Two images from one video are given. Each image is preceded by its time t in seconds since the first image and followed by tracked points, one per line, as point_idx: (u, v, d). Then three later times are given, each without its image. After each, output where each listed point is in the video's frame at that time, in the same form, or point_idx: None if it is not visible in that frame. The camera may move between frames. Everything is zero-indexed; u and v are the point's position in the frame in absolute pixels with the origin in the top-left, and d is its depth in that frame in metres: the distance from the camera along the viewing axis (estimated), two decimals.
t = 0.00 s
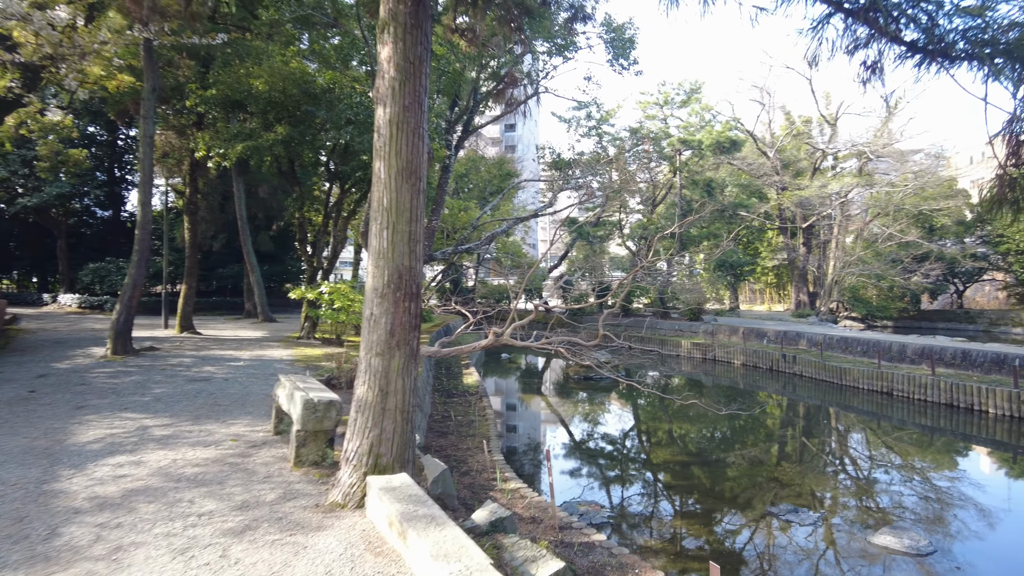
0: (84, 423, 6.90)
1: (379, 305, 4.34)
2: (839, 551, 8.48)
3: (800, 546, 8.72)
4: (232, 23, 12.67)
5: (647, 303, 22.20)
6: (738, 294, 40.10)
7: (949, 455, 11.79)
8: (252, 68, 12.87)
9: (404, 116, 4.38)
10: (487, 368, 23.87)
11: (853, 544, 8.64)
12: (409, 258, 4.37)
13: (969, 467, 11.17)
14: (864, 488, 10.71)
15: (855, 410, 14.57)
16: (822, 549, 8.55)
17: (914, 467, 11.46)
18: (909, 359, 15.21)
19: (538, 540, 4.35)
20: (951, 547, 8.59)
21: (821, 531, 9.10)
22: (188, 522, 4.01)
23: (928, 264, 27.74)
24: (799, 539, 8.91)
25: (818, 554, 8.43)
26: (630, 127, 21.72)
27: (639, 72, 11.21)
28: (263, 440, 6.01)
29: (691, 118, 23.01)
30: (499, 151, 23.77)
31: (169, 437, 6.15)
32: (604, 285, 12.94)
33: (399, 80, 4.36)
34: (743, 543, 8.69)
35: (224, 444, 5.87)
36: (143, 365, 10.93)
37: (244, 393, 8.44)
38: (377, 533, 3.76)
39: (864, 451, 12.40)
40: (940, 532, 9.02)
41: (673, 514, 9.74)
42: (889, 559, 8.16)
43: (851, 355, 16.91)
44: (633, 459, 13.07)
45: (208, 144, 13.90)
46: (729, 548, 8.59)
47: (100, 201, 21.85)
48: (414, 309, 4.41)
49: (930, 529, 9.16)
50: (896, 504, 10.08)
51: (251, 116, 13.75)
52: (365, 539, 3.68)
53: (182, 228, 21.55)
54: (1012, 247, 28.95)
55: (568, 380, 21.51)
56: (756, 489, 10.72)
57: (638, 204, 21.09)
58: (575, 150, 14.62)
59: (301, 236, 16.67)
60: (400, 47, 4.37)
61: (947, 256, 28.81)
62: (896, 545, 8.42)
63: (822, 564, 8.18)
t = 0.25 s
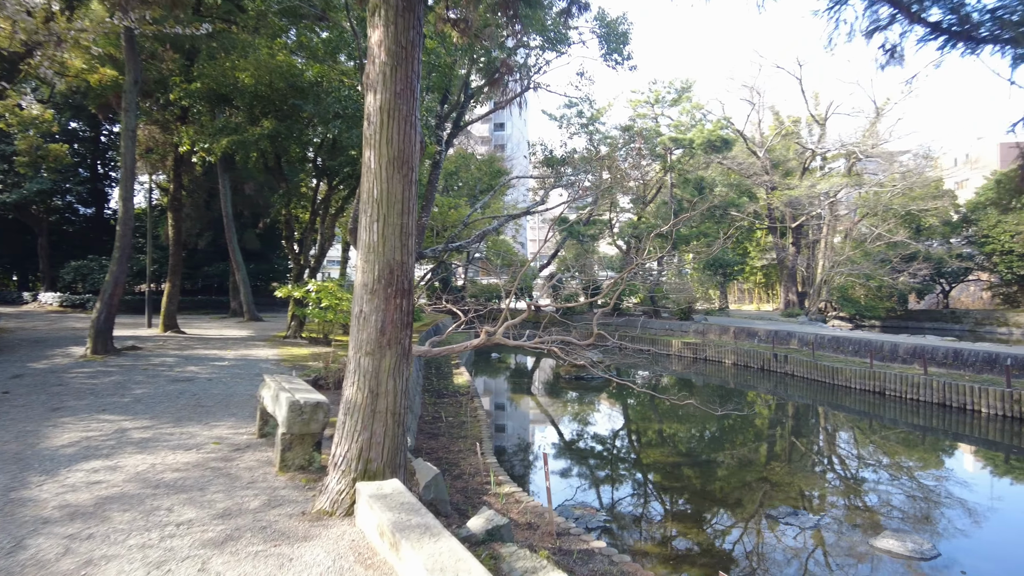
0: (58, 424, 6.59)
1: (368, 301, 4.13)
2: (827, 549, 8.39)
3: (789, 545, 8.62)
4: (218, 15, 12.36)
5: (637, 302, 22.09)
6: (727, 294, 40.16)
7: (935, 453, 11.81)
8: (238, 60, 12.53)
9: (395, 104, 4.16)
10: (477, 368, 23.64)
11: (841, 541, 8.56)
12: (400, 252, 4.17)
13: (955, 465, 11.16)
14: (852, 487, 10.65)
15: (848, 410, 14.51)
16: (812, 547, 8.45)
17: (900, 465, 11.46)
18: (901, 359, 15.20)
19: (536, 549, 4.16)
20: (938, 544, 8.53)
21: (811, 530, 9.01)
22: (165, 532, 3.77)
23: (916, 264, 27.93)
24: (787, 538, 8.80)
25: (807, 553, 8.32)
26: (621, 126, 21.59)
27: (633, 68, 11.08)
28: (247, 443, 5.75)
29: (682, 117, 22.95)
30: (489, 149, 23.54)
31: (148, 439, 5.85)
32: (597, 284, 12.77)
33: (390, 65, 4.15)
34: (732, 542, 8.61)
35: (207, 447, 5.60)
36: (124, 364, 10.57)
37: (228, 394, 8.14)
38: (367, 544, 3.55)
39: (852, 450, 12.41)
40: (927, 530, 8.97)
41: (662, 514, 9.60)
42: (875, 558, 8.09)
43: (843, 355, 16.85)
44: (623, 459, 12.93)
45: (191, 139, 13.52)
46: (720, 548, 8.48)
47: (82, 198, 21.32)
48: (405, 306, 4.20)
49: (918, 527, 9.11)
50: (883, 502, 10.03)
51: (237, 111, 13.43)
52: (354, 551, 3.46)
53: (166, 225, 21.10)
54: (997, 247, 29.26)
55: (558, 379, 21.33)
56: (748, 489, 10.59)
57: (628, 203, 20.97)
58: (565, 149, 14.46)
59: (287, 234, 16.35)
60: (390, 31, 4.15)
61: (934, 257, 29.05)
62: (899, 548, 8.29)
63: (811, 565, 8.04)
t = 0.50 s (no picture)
0: (35, 430, 6.31)
1: (364, 304, 3.94)
2: (816, 549, 8.33)
3: (777, 544, 8.55)
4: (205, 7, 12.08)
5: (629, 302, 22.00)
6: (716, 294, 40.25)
7: (921, 453, 11.87)
8: (226, 55, 12.23)
9: (393, 97, 3.97)
10: (466, 368, 23.43)
11: (824, 538, 8.63)
12: (398, 253, 3.98)
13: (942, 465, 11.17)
14: (841, 487, 10.61)
15: (840, 411, 14.49)
16: (800, 548, 8.37)
17: (887, 465, 11.47)
18: (894, 360, 15.23)
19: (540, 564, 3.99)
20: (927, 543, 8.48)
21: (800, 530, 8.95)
22: (149, 551, 3.54)
23: (904, 265, 28.11)
24: (773, 536, 8.80)
25: (796, 553, 8.25)
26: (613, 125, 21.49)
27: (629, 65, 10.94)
28: (234, 450, 5.53)
29: (674, 116, 22.90)
30: (480, 148, 23.34)
31: (130, 447, 5.58)
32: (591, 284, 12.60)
33: (387, 56, 3.96)
34: (720, 542, 8.55)
35: (193, 455, 5.34)
36: (106, 366, 10.26)
37: (215, 398, 7.87)
38: (364, 561, 3.36)
39: (839, 449, 12.43)
40: (913, 529, 8.94)
41: (652, 515, 9.53)
42: (860, 557, 8.08)
43: (835, 355, 16.91)
44: (614, 459, 12.80)
45: (176, 135, 13.15)
46: (711, 549, 8.41)
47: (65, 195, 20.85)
48: (403, 310, 4.02)
49: (905, 527, 9.08)
50: (871, 502, 10.00)
51: (224, 107, 13.15)
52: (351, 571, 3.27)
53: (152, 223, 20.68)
54: (983, 248, 29.53)
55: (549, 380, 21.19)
56: (740, 492, 10.47)
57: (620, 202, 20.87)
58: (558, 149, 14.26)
59: (275, 233, 16.05)
60: (387, 21, 3.95)
61: (921, 257, 29.30)
62: (905, 556, 7.93)
63: (800, 565, 7.96)
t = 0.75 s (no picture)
0: (21, 432, 6.10)
1: (363, 302, 3.80)
2: (809, 549, 8.28)
3: (770, 544, 8.50)
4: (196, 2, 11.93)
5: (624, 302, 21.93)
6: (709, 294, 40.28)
7: (913, 453, 11.89)
8: (218, 51, 12.00)
9: (393, 88, 3.84)
10: (460, 368, 23.27)
11: (815, 535, 8.64)
12: (398, 249, 3.84)
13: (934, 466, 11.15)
14: (834, 488, 10.57)
15: (837, 411, 14.45)
16: (794, 548, 8.29)
17: (878, 465, 11.47)
18: (890, 360, 15.22)
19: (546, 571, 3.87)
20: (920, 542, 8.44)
21: (791, 528, 8.91)
22: (137, 561, 3.38)
23: (897, 265, 28.18)
24: (766, 535, 8.77)
25: (790, 553, 8.19)
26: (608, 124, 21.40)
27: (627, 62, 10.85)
28: (227, 454, 5.36)
29: (668, 116, 22.85)
30: (474, 146, 23.19)
31: (119, 450, 5.38)
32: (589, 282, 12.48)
33: (387, 46, 3.82)
34: (715, 542, 8.47)
35: (184, 460, 5.16)
36: (94, 366, 10.03)
37: (207, 399, 7.67)
38: (365, 570, 3.23)
39: (832, 449, 12.44)
40: (905, 529, 8.91)
41: (647, 515, 9.47)
42: (854, 557, 8.04)
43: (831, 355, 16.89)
44: (608, 459, 12.70)
45: (166, 131, 12.89)
46: (706, 548, 8.34)
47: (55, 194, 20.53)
48: (404, 308, 3.88)
49: (895, 526, 9.05)
50: (863, 502, 9.96)
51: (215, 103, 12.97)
52: None
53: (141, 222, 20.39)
54: (974, 248, 29.64)
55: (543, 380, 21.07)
56: (734, 492, 10.38)
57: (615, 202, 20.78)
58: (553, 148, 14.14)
59: (267, 231, 15.84)
60: (388, 9, 3.82)
61: (912, 257, 29.41)
62: (911, 559, 7.81)
63: (794, 565, 7.91)
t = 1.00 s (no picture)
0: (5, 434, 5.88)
1: (360, 299, 3.63)
2: (808, 550, 8.18)
3: (768, 545, 8.39)
4: None
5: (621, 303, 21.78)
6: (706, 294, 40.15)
7: (910, 452, 11.84)
8: (212, 47, 11.78)
9: (392, 74, 3.67)
10: (456, 369, 23.07)
11: (812, 533, 8.57)
12: (397, 243, 3.67)
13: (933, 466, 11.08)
14: (832, 489, 10.48)
15: (838, 412, 14.32)
16: (793, 549, 8.17)
17: (875, 466, 11.41)
18: (891, 360, 15.11)
19: None
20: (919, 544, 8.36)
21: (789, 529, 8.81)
22: (122, 571, 3.20)
23: (894, 265, 28.09)
24: (764, 536, 8.66)
25: (788, 553, 8.10)
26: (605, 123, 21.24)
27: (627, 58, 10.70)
28: (219, 457, 5.18)
29: (666, 115, 22.70)
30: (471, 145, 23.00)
31: (107, 454, 5.18)
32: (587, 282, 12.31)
33: (385, 30, 3.65)
34: (713, 544, 8.38)
35: (175, 464, 4.97)
36: (84, 367, 9.80)
37: (199, 401, 7.46)
38: None
39: (829, 450, 12.37)
40: (903, 530, 8.82)
41: (645, 516, 9.34)
42: (852, 557, 7.96)
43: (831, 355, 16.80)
44: (606, 460, 12.53)
45: (159, 128, 12.62)
46: (704, 550, 8.23)
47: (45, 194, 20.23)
48: (402, 305, 3.71)
49: (892, 527, 8.97)
50: (861, 503, 9.86)
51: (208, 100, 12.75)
52: None
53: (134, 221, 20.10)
54: (970, 249, 29.56)
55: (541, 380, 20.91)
56: (732, 493, 10.26)
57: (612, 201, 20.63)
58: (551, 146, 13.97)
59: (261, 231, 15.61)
60: None
61: (909, 258, 29.35)
62: (924, 564, 7.53)
63: (791, 565, 7.84)
